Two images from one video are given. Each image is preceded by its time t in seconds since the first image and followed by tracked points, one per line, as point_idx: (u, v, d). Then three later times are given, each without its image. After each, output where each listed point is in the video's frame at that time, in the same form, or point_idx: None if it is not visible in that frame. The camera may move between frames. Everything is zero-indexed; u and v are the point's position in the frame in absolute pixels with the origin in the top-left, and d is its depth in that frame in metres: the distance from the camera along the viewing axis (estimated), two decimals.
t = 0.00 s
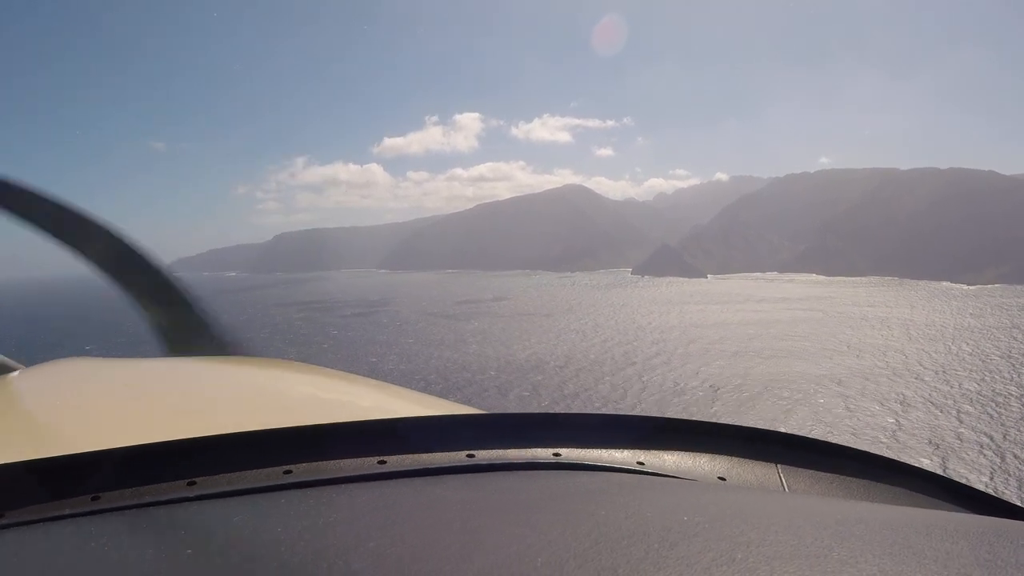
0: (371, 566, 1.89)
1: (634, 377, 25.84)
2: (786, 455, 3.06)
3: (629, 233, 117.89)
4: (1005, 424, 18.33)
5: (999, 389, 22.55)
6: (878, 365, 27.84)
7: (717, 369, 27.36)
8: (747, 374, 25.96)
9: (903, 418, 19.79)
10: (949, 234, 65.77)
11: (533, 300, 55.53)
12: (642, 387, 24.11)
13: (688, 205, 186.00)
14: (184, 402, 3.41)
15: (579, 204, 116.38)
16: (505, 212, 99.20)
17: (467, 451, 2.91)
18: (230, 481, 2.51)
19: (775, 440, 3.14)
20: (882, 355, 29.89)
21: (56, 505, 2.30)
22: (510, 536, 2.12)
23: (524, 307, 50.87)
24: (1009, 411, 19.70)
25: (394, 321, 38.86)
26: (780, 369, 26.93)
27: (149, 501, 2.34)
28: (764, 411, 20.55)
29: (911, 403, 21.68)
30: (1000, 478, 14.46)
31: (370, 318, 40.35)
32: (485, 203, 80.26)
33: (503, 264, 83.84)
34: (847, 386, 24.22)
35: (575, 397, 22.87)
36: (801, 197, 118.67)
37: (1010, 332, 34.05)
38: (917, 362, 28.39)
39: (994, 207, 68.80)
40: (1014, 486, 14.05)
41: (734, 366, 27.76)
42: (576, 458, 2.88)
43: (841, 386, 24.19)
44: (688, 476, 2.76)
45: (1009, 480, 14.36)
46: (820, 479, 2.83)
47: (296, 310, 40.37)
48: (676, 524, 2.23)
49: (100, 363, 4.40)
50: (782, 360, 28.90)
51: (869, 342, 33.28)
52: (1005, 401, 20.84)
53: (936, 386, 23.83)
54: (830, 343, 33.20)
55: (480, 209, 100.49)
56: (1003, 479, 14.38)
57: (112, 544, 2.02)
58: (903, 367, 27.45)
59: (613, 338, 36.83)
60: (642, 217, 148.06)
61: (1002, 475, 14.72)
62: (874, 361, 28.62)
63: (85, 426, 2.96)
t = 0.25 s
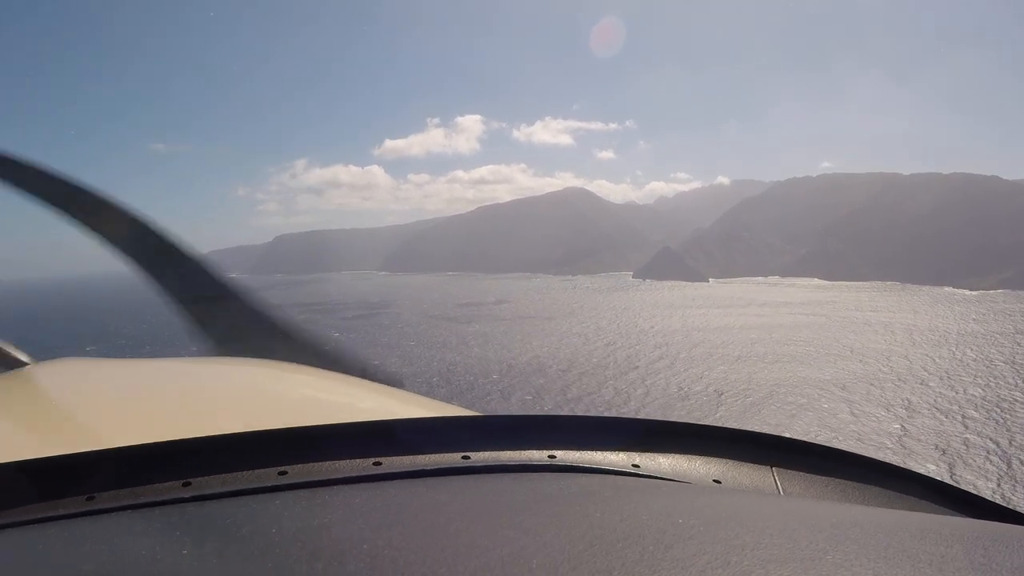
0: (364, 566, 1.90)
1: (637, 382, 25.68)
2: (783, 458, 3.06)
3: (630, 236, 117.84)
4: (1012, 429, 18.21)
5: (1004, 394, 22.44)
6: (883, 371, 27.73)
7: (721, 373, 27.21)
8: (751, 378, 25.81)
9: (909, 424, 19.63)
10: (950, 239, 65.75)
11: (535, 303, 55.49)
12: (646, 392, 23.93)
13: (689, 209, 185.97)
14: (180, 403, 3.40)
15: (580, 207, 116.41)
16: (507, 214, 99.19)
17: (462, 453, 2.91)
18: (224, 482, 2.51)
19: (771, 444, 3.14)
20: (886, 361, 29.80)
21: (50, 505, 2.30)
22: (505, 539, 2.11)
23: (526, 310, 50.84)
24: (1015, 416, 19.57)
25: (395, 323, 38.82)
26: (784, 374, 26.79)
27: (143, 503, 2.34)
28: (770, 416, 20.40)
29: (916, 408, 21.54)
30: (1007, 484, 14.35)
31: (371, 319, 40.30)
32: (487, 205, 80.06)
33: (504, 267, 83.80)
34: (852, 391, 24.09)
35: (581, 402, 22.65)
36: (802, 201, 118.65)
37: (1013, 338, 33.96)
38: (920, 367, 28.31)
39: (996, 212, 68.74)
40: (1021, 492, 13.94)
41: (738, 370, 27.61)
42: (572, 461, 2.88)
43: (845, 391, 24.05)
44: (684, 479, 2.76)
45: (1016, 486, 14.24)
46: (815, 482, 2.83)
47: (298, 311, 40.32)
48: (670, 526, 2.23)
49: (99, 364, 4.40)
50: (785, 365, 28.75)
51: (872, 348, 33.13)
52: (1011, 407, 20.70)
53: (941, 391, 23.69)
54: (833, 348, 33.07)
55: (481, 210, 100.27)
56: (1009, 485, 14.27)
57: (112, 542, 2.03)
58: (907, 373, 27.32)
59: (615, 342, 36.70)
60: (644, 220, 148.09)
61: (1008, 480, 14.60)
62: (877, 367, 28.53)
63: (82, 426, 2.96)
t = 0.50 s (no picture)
0: (363, 568, 1.90)
1: (642, 385, 25.45)
2: (782, 459, 3.05)
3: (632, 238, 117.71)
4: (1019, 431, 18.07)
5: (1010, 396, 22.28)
6: (888, 374, 27.60)
7: (725, 376, 26.89)
8: (757, 382, 25.49)
9: (916, 428, 19.27)
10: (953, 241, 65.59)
11: (537, 306, 55.41)
12: (651, 395, 23.64)
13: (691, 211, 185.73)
14: (179, 406, 3.40)
15: (582, 210, 116.33)
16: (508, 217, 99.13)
17: (461, 454, 2.91)
18: (224, 484, 2.51)
19: (770, 444, 3.14)
20: (891, 364, 29.66)
21: (50, 508, 2.30)
22: (504, 539, 2.11)
23: (528, 313, 50.78)
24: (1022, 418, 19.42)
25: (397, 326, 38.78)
26: (789, 378, 26.48)
27: (141, 506, 2.33)
28: (777, 420, 19.98)
29: (923, 412, 21.21)
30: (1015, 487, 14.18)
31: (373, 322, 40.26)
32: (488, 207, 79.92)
33: (505, 270, 83.66)
34: (858, 395, 23.77)
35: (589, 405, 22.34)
36: (805, 204, 118.47)
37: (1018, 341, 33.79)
38: (925, 370, 28.18)
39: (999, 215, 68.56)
40: None
41: (743, 374, 27.30)
42: (571, 462, 2.88)
43: (851, 395, 23.75)
44: (683, 480, 2.76)
45: None
46: (815, 482, 2.82)
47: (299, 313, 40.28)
48: (670, 527, 2.22)
49: (99, 367, 4.39)
50: (789, 369, 28.50)
51: (877, 352, 32.86)
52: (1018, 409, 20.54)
53: (946, 395, 23.34)
54: (838, 352, 32.84)
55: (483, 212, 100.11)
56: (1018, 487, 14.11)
57: (111, 544, 2.03)
58: (913, 376, 27.05)
59: (618, 345, 36.55)
60: (645, 223, 147.96)
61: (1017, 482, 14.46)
62: (883, 370, 28.41)
63: (82, 429, 2.96)
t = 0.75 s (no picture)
0: (366, 568, 1.90)
1: (647, 387, 25.12)
2: (780, 457, 3.06)
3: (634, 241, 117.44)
4: None
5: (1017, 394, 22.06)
6: (893, 376, 27.39)
7: (731, 380, 26.27)
8: (761, 386, 24.71)
9: (923, 432, 18.16)
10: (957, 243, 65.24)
11: (539, 309, 55.26)
12: (657, 398, 23.22)
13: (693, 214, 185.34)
14: (184, 408, 3.41)
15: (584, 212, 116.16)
16: (511, 219, 98.98)
17: (461, 454, 2.90)
18: (225, 486, 2.52)
19: (770, 443, 3.14)
20: (896, 367, 29.43)
21: (52, 511, 2.30)
22: (505, 539, 2.12)
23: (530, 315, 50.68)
24: None
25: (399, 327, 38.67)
26: (795, 382, 25.79)
27: (144, 508, 2.34)
28: (784, 424, 19.05)
29: (929, 416, 20.04)
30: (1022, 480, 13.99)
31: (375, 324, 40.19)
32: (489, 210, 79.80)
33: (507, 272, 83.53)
34: (864, 400, 22.79)
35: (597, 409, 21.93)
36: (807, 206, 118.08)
37: None
38: (930, 371, 27.97)
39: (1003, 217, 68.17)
40: None
41: (749, 377, 26.81)
42: (570, 462, 2.88)
43: (857, 400, 22.79)
44: (682, 477, 2.77)
45: None
46: (815, 481, 2.82)
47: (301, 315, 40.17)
48: (673, 526, 2.22)
49: (98, 369, 4.38)
50: (794, 373, 28.12)
51: (883, 355, 32.42)
52: None
53: (953, 399, 22.14)
54: (843, 356, 32.64)
55: (485, 215, 99.95)
56: None
57: (115, 546, 2.04)
58: (919, 381, 26.10)
59: (622, 348, 36.36)
60: (648, 226, 147.68)
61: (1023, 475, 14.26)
62: (888, 372, 28.21)
63: (84, 431, 2.95)
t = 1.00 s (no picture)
0: (364, 568, 1.91)
1: (652, 391, 25.02)
2: (782, 458, 3.05)
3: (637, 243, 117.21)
4: None
5: None
6: (899, 380, 27.19)
7: (736, 384, 26.00)
8: (766, 392, 24.34)
9: (930, 438, 17.63)
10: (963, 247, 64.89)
11: (542, 312, 55.17)
12: (662, 402, 23.02)
13: (697, 217, 184.93)
14: (186, 407, 3.43)
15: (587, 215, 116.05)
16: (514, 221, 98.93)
17: (461, 456, 2.90)
18: (226, 486, 2.52)
19: (771, 444, 3.13)
20: (902, 372, 29.22)
21: (51, 511, 2.30)
22: (504, 539, 2.12)
23: (533, 318, 50.62)
24: None
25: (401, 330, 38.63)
26: (801, 388, 25.47)
27: (143, 507, 2.34)
28: (788, 428, 18.92)
29: (935, 421, 19.50)
30: None
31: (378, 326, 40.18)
32: (493, 213, 79.91)
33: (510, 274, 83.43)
34: (870, 404, 22.62)
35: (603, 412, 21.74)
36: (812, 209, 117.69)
37: None
38: (936, 375, 27.79)
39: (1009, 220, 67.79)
40: None
41: (754, 381, 26.59)
42: (571, 463, 2.88)
43: (863, 406, 22.31)
44: (682, 479, 2.76)
45: None
46: (815, 482, 2.81)
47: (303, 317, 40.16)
48: (670, 526, 2.23)
49: (98, 370, 4.38)
50: (799, 378, 27.87)
51: (888, 360, 32.17)
52: None
53: (959, 402, 21.95)
54: (848, 360, 32.47)
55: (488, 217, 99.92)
56: None
57: (114, 547, 2.03)
58: (925, 386, 25.65)
59: (626, 352, 36.26)
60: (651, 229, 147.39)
61: None
62: (894, 377, 28.03)
63: (85, 432, 2.96)
